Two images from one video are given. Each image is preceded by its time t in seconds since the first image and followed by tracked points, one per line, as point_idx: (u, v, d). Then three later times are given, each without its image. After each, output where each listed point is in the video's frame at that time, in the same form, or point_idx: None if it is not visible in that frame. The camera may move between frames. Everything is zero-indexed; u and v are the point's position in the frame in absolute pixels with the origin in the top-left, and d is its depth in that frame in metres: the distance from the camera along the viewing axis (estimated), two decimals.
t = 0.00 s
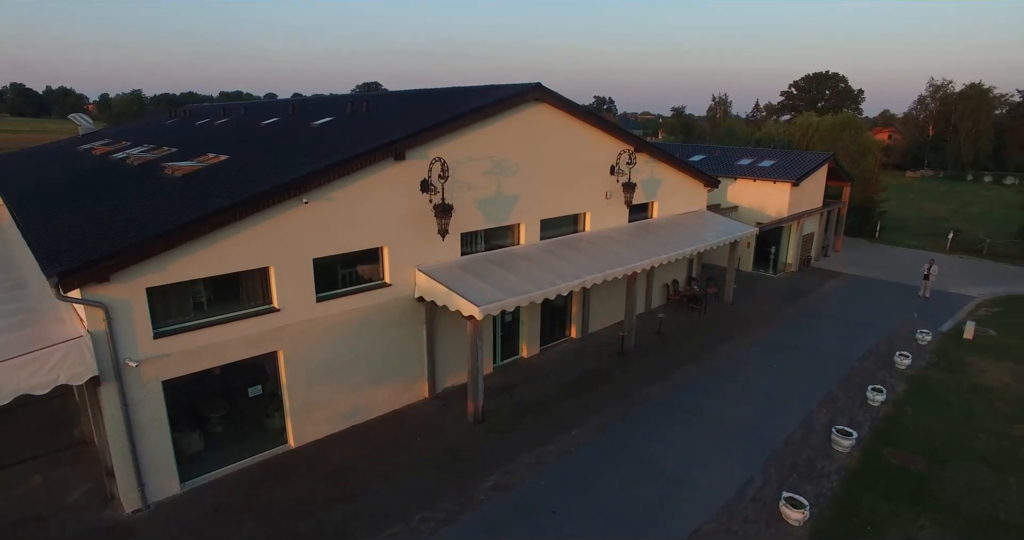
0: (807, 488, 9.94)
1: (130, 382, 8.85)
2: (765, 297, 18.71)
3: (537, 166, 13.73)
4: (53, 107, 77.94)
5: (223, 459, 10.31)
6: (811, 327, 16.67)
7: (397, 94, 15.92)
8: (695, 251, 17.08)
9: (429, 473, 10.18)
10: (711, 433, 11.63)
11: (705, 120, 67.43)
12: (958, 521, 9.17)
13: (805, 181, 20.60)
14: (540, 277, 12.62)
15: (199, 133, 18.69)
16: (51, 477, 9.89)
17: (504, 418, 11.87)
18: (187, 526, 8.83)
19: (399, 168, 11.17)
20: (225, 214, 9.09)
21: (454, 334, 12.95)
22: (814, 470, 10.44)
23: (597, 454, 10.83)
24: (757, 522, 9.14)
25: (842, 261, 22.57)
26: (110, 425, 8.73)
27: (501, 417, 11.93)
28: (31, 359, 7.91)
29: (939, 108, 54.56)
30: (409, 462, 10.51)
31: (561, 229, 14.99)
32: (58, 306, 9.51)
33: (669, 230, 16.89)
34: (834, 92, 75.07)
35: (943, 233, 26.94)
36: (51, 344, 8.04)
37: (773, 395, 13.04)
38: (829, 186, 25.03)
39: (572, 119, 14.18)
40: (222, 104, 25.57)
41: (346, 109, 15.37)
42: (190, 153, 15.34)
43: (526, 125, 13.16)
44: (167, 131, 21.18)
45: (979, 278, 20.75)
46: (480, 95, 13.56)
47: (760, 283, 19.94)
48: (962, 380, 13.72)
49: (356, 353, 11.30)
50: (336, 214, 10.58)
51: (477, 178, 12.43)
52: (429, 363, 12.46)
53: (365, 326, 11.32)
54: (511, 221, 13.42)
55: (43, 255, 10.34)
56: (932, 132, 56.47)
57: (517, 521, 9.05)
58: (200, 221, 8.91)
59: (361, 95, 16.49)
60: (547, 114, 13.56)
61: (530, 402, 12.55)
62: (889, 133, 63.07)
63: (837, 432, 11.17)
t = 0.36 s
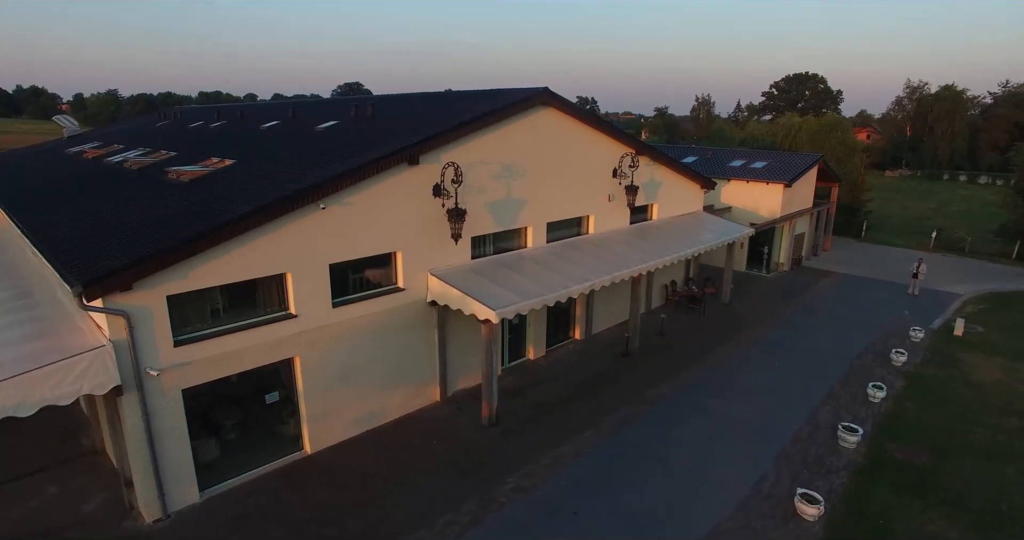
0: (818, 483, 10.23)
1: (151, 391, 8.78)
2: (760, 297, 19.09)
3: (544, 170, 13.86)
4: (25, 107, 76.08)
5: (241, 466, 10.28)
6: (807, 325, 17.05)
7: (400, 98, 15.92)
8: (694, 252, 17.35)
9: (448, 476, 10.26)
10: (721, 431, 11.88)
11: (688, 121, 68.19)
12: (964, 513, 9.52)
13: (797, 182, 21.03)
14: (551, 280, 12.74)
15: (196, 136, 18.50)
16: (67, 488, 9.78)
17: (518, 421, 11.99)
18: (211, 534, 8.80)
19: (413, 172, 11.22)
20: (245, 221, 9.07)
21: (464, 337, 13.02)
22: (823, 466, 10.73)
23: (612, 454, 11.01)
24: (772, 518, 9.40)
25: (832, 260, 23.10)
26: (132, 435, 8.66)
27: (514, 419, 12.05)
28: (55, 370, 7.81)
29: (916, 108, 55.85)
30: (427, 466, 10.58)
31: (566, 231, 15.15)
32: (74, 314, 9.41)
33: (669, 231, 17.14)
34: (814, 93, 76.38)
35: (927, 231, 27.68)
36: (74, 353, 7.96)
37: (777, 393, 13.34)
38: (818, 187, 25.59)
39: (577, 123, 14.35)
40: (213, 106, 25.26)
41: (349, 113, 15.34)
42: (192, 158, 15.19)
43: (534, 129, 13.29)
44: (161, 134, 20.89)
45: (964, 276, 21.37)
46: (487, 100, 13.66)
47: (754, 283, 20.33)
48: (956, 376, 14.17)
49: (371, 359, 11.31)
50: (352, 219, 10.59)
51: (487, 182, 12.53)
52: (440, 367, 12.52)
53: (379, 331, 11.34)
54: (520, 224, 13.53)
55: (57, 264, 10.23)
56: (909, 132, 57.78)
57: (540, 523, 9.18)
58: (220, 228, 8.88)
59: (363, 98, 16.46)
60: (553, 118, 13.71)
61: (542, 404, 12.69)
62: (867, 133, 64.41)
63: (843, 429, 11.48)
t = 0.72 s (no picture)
0: (827, 480, 10.47)
1: (170, 398, 8.72)
2: (757, 297, 19.42)
3: (550, 173, 13.96)
4: None
5: (258, 472, 10.25)
6: (804, 324, 17.38)
7: (403, 102, 15.96)
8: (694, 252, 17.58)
9: (465, 479, 10.34)
10: (729, 429, 12.10)
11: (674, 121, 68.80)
12: (969, 506, 9.83)
13: (790, 183, 21.40)
14: (560, 282, 12.85)
15: (193, 140, 18.33)
16: (80, 497, 9.69)
17: (529, 423, 12.09)
18: None
19: (426, 177, 11.27)
20: (264, 227, 9.04)
21: (473, 340, 13.08)
22: (830, 462, 10.99)
23: (625, 454, 11.16)
24: (786, 515, 9.62)
25: (823, 259, 23.54)
26: (152, 443, 8.60)
27: (526, 421, 12.16)
28: (78, 379, 7.77)
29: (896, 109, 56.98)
30: (443, 469, 10.64)
31: (570, 233, 15.28)
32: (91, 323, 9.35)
33: (670, 233, 17.35)
34: (797, 93, 77.44)
35: (913, 230, 28.30)
36: (97, 362, 7.90)
37: (780, 391, 13.60)
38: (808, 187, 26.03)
39: (581, 126, 14.49)
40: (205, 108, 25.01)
41: (353, 116, 15.32)
42: (194, 162, 15.07)
43: (541, 132, 13.40)
44: (154, 136, 20.63)
45: (951, 274, 21.90)
46: (494, 103, 13.74)
47: (750, 283, 20.66)
48: (951, 373, 14.56)
49: (384, 363, 11.33)
50: (367, 224, 10.61)
51: (496, 186, 12.61)
52: (451, 371, 12.57)
53: (392, 335, 11.36)
54: (527, 227, 13.64)
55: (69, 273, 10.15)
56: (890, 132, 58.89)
57: (560, 524, 9.30)
58: (240, 234, 8.85)
59: (365, 102, 16.46)
60: (559, 122, 13.84)
61: (552, 405, 12.81)
62: (850, 133, 65.53)
63: (848, 426, 11.76)
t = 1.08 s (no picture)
0: (837, 476, 10.75)
1: (193, 407, 8.66)
2: (753, 297, 19.76)
3: (558, 177, 14.09)
4: None
5: (276, 479, 10.24)
6: (802, 323, 17.74)
7: (407, 106, 16.01)
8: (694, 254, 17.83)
9: (484, 482, 10.44)
10: (738, 428, 12.34)
11: (659, 122, 69.45)
12: (974, 500, 10.17)
13: (784, 184, 21.79)
14: (570, 285, 12.98)
15: (192, 143, 18.19)
16: (98, 508, 9.59)
17: (542, 425, 12.21)
18: None
19: (440, 182, 11.32)
20: (286, 233, 9.03)
21: (484, 343, 13.16)
22: (838, 459, 11.28)
23: (639, 455, 11.33)
24: (800, 511, 9.86)
25: (814, 259, 24.00)
26: (175, 452, 8.55)
27: (539, 423, 12.28)
28: (104, 389, 7.72)
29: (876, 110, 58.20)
30: (461, 472, 10.72)
31: (575, 236, 15.42)
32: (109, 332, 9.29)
33: (671, 235, 17.60)
34: (780, 94, 78.56)
35: (899, 229, 28.95)
36: (123, 372, 7.86)
37: (785, 390, 13.89)
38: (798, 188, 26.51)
39: (587, 130, 14.65)
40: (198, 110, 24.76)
41: (358, 120, 15.33)
42: (197, 166, 14.95)
43: (549, 137, 13.53)
44: (149, 139, 20.41)
45: (938, 273, 22.47)
46: (501, 108, 13.84)
47: (746, 283, 21.02)
48: (946, 369, 14.98)
49: (399, 368, 11.36)
50: (384, 230, 10.63)
51: (507, 190, 12.71)
52: (463, 374, 12.63)
53: (407, 340, 11.40)
54: (536, 231, 13.75)
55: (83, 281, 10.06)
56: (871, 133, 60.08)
57: (582, 525, 9.45)
58: (262, 241, 8.83)
59: (369, 105, 16.48)
60: (566, 126, 13.98)
61: (562, 407, 12.94)
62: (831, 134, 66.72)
63: (853, 424, 12.07)
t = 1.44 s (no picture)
0: (844, 473, 11.00)
1: (214, 416, 8.63)
2: (750, 297, 20.07)
3: (563, 180, 14.22)
4: None
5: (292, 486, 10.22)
6: (798, 322, 18.06)
7: (410, 110, 16.05)
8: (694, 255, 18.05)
9: (500, 485, 10.53)
10: (744, 427, 12.55)
11: (646, 122, 70.03)
12: (977, 495, 10.49)
13: (777, 185, 22.13)
14: (579, 288, 13.10)
15: (190, 147, 18.04)
16: (115, 517, 9.53)
17: (553, 427, 12.34)
18: None
19: (452, 187, 11.38)
20: (305, 240, 9.03)
21: (493, 347, 13.24)
22: (844, 456, 11.55)
23: (650, 456, 11.50)
24: (811, 508, 10.09)
25: (806, 259, 24.41)
26: (196, 461, 8.52)
27: (549, 425, 12.40)
28: (127, 399, 7.67)
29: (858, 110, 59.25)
30: (477, 475, 10.80)
31: (579, 239, 15.57)
32: (126, 341, 9.23)
33: (670, 236, 17.82)
34: (764, 94, 79.62)
35: (886, 229, 29.53)
36: (146, 381, 7.82)
37: (787, 389, 14.15)
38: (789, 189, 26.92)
39: (592, 135, 14.80)
40: (190, 112, 24.52)
41: (362, 124, 15.34)
42: (199, 171, 14.83)
43: (556, 141, 13.66)
44: (144, 142, 20.19)
45: (927, 271, 22.97)
46: (507, 112, 13.94)
47: (741, 283, 21.33)
48: (941, 367, 15.36)
49: (412, 372, 11.40)
50: (398, 235, 10.67)
51: (515, 194, 12.82)
52: (473, 378, 12.69)
53: (420, 344, 11.45)
54: (543, 234, 13.87)
55: (96, 289, 9.99)
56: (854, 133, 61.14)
57: (600, 526, 9.58)
58: (282, 248, 8.83)
59: (371, 109, 16.49)
60: (572, 130, 14.12)
61: (571, 408, 13.08)
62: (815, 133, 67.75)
63: (857, 422, 12.34)
